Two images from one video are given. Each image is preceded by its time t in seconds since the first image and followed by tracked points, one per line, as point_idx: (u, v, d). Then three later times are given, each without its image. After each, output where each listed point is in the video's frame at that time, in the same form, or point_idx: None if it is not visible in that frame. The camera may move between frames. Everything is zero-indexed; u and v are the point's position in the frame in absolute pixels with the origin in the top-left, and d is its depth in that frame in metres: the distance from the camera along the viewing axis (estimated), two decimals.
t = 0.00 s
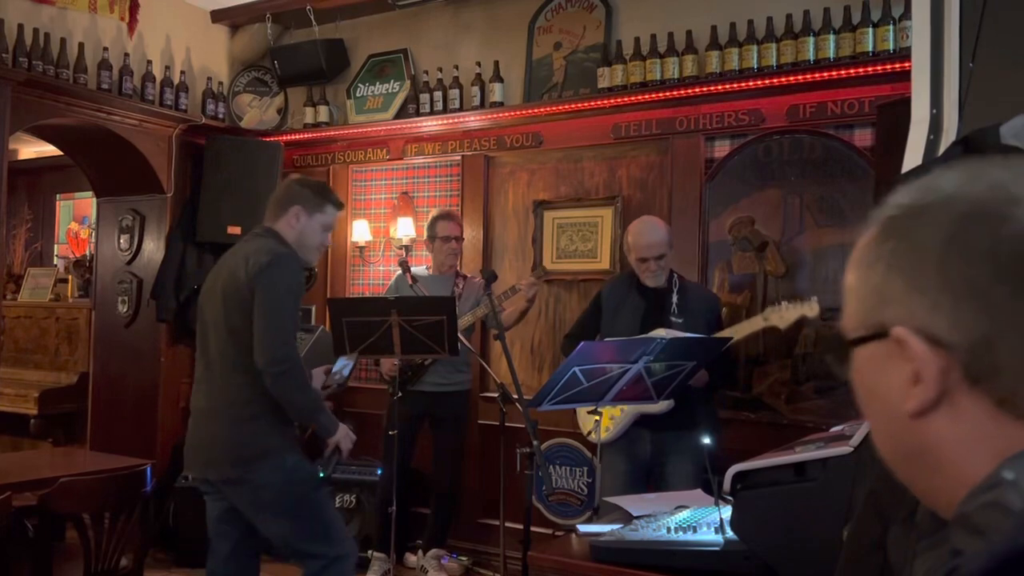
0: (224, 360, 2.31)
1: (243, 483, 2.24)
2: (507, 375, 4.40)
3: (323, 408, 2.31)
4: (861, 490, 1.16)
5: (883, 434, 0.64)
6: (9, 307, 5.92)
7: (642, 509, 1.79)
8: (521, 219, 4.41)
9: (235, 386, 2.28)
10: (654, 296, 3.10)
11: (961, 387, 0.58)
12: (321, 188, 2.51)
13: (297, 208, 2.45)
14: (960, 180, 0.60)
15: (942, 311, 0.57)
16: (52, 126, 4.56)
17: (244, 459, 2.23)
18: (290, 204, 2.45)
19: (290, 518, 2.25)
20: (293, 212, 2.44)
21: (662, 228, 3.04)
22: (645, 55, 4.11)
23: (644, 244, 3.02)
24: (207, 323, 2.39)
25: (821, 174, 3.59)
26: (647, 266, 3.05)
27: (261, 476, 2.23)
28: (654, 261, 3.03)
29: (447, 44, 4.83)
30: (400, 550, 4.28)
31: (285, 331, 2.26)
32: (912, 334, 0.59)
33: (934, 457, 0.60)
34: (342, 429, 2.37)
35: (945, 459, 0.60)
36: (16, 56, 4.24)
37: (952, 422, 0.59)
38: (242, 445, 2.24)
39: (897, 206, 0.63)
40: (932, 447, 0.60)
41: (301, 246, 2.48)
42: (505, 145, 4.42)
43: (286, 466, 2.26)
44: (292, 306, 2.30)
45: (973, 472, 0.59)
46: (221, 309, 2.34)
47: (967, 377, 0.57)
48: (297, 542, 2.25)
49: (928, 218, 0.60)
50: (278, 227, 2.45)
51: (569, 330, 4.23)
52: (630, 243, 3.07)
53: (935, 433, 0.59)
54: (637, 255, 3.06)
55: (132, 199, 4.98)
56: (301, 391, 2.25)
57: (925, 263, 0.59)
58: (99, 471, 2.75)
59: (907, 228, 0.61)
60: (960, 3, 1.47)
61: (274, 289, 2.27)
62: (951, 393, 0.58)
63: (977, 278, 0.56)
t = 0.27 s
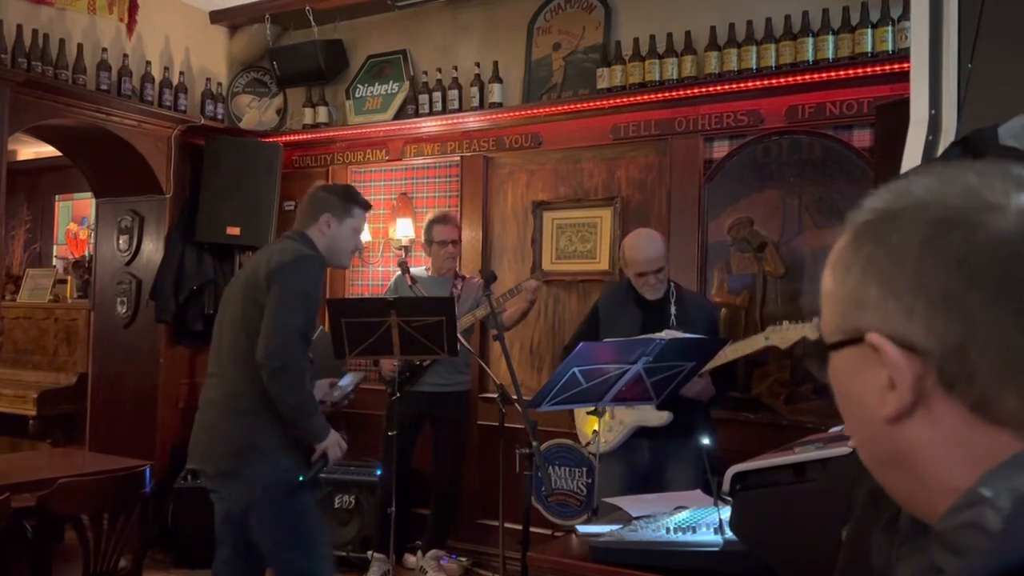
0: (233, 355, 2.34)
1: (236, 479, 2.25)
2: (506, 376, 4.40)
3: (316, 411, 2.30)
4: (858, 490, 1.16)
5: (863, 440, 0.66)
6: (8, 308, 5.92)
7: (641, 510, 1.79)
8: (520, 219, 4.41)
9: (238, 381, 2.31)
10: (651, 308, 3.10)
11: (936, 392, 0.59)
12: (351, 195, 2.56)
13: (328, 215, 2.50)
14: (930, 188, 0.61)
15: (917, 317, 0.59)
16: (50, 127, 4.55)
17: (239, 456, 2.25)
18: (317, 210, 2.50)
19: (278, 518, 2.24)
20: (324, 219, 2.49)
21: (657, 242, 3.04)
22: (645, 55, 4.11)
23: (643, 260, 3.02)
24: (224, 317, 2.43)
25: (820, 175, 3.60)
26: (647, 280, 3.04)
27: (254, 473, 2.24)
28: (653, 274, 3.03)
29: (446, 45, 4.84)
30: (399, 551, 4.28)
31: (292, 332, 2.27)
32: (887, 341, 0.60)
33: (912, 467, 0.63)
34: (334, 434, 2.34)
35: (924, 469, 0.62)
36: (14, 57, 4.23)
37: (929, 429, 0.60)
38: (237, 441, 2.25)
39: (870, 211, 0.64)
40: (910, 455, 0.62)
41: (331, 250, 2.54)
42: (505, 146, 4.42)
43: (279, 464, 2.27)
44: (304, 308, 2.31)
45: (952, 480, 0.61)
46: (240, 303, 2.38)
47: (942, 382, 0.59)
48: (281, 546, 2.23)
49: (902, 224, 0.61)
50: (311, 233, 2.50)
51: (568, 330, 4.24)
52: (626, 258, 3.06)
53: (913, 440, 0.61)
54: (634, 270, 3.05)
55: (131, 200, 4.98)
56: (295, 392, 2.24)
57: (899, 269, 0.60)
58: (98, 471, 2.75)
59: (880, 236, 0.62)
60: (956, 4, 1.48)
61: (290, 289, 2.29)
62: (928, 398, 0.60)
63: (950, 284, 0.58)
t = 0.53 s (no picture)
0: (247, 358, 2.34)
1: (245, 482, 2.26)
2: (506, 376, 4.39)
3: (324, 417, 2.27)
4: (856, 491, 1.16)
5: (851, 450, 0.65)
6: (7, 309, 5.92)
7: (640, 510, 1.79)
8: (519, 220, 4.41)
9: (250, 384, 2.31)
10: (655, 300, 3.09)
11: (923, 401, 0.59)
12: (365, 195, 2.56)
13: (344, 215, 2.50)
14: (916, 196, 0.62)
15: (901, 326, 0.59)
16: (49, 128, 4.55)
17: (248, 458, 2.26)
18: (332, 213, 2.49)
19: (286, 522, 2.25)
20: (340, 219, 2.49)
21: (664, 231, 3.07)
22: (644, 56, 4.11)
23: (650, 247, 3.03)
24: (240, 321, 2.43)
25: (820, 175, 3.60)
26: (655, 268, 3.05)
27: (263, 476, 2.25)
28: (661, 262, 3.04)
29: (445, 45, 4.84)
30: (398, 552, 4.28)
31: (304, 336, 2.25)
32: (872, 350, 0.60)
33: (901, 476, 0.62)
34: (342, 441, 2.30)
35: (914, 479, 0.62)
36: (13, 58, 4.23)
37: (916, 438, 0.60)
38: (247, 444, 2.26)
39: (856, 220, 0.64)
40: (899, 464, 0.62)
41: (349, 253, 2.54)
42: (504, 147, 4.43)
43: (288, 467, 2.27)
44: (316, 313, 2.28)
45: (942, 490, 0.61)
46: (255, 306, 2.37)
47: (929, 392, 0.59)
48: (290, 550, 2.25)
49: (888, 233, 0.61)
50: (326, 234, 2.49)
51: (567, 331, 4.24)
52: (635, 246, 3.08)
53: (901, 449, 0.61)
54: (642, 259, 3.07)
55: (130, 201, 4.98)
56: (301, 399, 2.22)
57: (884, 277, 0.60)
58: (98, 472, 2.75)
59: (864, 243, 0.62)
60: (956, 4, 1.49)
61: (303, 293, 2.27)
62: (914, 409, 0.60)
63: (934, 293, 0.58)
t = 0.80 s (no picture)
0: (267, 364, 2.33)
1: (265, 490, 2.25)
2: (505, 377, 4.39)
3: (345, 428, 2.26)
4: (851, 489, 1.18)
5: (835, 447, 0.72)
6: (5, 310, 5.91)
7: (640, 511, 1.79)
8: (518, 220, 4.41)
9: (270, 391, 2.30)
10: (648, 309, 3.10)
11: (903, 401, 0.65)
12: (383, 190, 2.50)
13: (365, 214, 2.45)
14: (896, 196, 0.68)
15: (882, 328, 0.64)
16: (49, 128, 4.55)
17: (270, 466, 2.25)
18: (352, 211, 2.44)
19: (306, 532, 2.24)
20: (361, 219, 2.44)
21: (651, 241, 3.07)
22: (643, 56, 4.11)
23: (638, 257, 3.05)
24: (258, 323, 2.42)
25: (819, 176, 3.60)
26: (642, 279, 3.06)
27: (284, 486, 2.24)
28: (648, 271, 3.05)
29: (444, 46, 4.84)
30: (397, 553, 4.27)
31: (320, 343, 2.22)
32: (854, 348, 0.66)
33: (884, 473, 0.69)
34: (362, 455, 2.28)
35: (897, 477, 0.68)
36: (12, 58, 4.23)
37: (898, 436, 0.66)
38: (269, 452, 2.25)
39: (837, 220, 0.70)
40: (881, 462, 0.68)
41: (367, 251, 2.49)
42: (503, 147, 4.43)
43: (310, 477, 2.26)
44: (332, 316, 2.25)
45: (922, 487, 0.67)
46: (271, 312, 2.35)
47: (908, 391, 0.64)
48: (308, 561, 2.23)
49: (868, 235, 0.67)
50: (347, 235, 2.45)
51: (566, 331, 4.23)
52: (623, 257, 3.10)
53: (884, 446, 0.67)
54: (629, 270, 3.08)
55: (129, 201, 4.98)
56: (322, 408, 2.21)
57: (866, 280, 0.66)
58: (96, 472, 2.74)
59: (847, 245, 0.68)
60: (955, 4, 1.49)
61: (317, 299, 2.23)
62: (896, 405, 0.65)
63: (913, 294, 0.63)
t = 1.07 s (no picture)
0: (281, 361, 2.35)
1: (278, 488, 2.26)
2: (504, 378, 4.39)
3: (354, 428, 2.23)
4: (855, 490, 1.18)
5: (860, 452, 0.70)
6: (5, 311, 5.91)
7: (640, 511, 1.79)
8: (518, 221, 4.40)
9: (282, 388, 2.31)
10: (652, 301, 3.09)
11: (935, 404, 0.64)
12: (400, 185, 2.49)
13: (378, 209, 2.44)
14: (923, 200, 0.68)
15: (912, 331, 0.64)
16: (48, 129, 4.55)
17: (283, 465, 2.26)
18: (367, 205, 2.44)
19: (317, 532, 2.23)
20: (373, 213, 2.43)
21: (668, 227, 3.09)
22: (642, 57, 4.11)
23: (652, 241, 3.06)
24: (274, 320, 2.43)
25: (818, 177, 3.60)
26: (651, 266, 3.06)
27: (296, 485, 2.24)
28: (659, 257, 3.06)
29: (443, 47, 4.84)
30: (396, 554, 4.27)
31: (326, 340, 2.22)
32: (885, 352, 0.65)
33: (912, 478, 0.67)
34: (371, 457, 2.24)
35: (925, 481, 0.66)
36: (12, 59, 4.23)
37: (928, 441, 0.65)
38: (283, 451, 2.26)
39: (863, 224, 0.70)
40: (910, 467, 0.67)
41: (379, 246, 2.46)
42: (502, 148, 4.43)
43: (317, 478, 2.25)
44: (339, 316, 2.25)
45: (951, 491, 0.66)
46: (285, 308, 2.37)
47: (940, 395, 0.63)
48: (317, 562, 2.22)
49: (896, 238, 0.66)
50: (359, 229, 2.45)
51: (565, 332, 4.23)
52: (636, 241, 3.11)
53: (913, 451, 0.66)
54: (640, 253, 3.09)
55: (128, 202, 4.98)
56: (330, 408, 2.20)
57: (895, 283, 0.65)
58: (96, 475, 2.73)
59: (876, 247, 0.67)
60: (954, 7, 1.50)
61: (323, 297, 2.23)
62: (927, 410, 0.64)
63: (944, 297, 0.63)
